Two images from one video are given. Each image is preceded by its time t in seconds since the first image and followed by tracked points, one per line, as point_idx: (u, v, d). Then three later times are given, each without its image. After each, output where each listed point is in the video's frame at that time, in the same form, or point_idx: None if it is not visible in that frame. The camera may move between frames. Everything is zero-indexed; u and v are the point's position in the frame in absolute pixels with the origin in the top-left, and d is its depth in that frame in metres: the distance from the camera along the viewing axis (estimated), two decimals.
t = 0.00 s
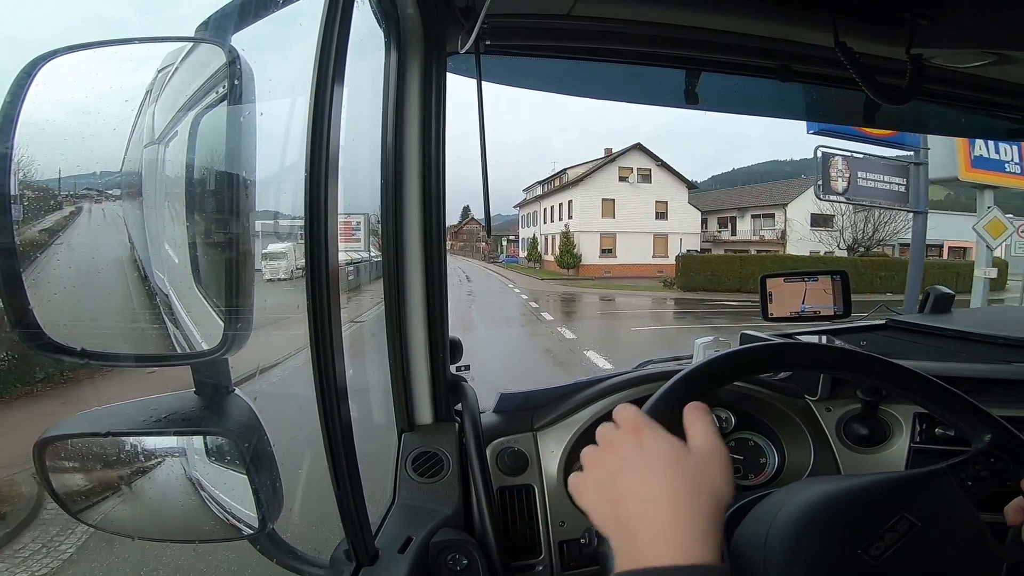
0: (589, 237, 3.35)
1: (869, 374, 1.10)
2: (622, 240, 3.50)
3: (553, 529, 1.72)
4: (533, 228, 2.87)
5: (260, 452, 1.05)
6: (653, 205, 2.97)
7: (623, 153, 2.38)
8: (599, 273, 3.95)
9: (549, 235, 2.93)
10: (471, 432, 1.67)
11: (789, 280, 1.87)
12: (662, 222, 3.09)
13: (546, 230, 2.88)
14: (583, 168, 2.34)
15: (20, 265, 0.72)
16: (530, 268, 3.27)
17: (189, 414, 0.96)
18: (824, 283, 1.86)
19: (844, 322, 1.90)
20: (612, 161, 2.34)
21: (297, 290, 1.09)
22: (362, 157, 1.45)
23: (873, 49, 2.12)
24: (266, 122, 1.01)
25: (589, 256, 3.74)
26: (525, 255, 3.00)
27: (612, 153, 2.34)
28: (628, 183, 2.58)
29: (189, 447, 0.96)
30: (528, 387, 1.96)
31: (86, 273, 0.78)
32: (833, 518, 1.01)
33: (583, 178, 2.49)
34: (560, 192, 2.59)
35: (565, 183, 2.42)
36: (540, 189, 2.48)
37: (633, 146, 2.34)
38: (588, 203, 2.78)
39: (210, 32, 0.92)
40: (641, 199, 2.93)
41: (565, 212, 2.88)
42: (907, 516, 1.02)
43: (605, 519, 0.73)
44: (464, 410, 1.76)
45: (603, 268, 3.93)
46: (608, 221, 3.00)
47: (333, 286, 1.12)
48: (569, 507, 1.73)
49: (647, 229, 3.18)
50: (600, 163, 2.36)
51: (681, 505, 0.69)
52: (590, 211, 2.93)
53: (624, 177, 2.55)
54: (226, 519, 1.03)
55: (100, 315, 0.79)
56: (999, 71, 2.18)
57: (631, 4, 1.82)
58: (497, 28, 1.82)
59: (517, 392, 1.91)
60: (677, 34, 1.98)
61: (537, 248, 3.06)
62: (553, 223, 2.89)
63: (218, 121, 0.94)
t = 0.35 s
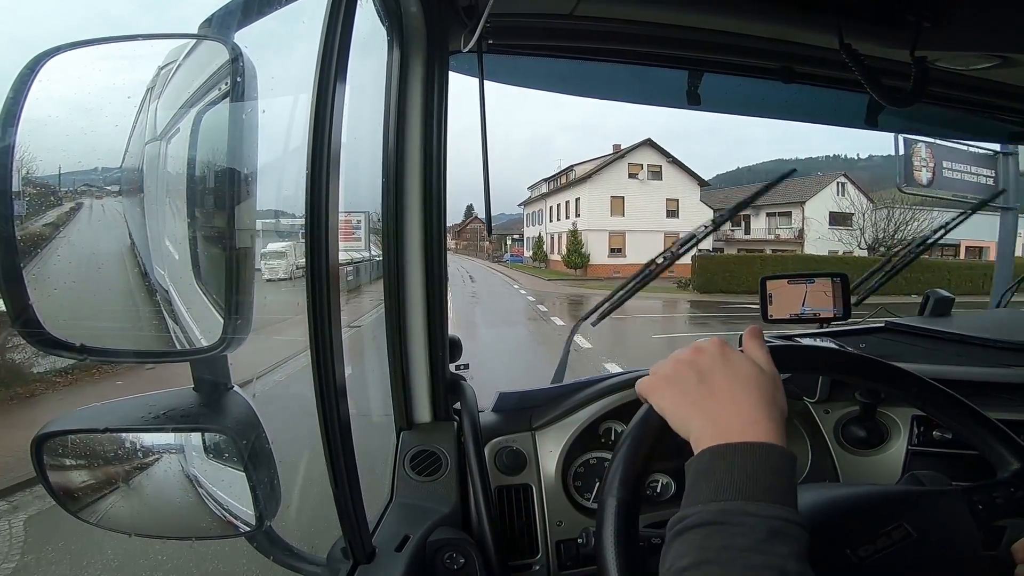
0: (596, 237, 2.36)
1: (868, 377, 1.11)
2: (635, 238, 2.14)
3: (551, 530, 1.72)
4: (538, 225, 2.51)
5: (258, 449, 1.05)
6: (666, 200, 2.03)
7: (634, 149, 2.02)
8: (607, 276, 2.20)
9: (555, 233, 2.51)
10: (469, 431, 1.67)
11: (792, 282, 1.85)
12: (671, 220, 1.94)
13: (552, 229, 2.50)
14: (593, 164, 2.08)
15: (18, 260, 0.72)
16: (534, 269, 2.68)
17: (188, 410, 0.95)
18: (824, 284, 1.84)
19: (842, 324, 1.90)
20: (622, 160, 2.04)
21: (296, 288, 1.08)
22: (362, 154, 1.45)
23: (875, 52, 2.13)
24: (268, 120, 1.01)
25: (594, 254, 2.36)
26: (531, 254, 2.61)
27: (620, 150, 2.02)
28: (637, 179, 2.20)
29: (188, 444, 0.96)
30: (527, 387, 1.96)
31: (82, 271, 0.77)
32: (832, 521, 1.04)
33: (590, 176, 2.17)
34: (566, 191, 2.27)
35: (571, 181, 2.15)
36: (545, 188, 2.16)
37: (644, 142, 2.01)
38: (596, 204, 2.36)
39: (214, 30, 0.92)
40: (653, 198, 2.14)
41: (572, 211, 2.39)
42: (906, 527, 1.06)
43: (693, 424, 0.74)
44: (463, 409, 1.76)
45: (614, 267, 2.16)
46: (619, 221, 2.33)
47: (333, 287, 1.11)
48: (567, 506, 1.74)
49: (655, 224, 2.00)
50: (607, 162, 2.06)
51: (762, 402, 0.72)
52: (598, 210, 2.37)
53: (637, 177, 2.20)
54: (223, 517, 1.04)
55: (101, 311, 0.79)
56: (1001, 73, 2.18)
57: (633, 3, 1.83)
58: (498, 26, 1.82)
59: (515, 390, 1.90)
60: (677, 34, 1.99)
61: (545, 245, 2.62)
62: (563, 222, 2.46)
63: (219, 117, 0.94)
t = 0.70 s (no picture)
0: (606, 236, 2.36)
1: (870, 375, 1.11)
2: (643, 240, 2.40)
3: (553, 528, 1.73)
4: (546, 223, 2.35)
5: (260, 449, 1.04)
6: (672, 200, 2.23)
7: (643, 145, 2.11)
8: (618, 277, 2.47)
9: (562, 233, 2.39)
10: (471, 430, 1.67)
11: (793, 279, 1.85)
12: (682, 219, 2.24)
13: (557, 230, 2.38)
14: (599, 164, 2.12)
15: (19, 262, 0.72)
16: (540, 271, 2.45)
17: (192, 411, 0.95)
18: (825, 281, 1.84)
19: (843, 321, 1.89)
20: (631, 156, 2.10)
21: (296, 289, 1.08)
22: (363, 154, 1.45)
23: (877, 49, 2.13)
24: (268, 120, 1.02)
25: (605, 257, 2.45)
26: (537, 255, 2.42)
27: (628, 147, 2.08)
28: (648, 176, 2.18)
29: (191, 445, 0.95)
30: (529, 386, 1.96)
31: (80, 274, 0.77)
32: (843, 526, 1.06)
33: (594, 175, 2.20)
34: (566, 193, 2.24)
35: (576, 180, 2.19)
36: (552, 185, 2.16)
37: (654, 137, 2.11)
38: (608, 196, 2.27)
39: (213, 31, 0.92)
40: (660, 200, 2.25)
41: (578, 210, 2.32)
42: (907, 534, 1.06)
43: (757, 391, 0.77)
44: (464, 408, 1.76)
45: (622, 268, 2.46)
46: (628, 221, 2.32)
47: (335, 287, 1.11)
48: (569, 504, 1.74)
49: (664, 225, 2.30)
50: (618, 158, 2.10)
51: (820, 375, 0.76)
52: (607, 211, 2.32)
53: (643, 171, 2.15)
54: (226, 517, 1.03)
55: (102, 312, 0.80)
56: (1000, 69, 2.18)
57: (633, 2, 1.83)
58: (498, 25, 1.82)
59: (517, 390, 1.91)
60: (678, 32, 1.99)
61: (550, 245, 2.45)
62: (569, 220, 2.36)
63: (220, 118, 0.94)
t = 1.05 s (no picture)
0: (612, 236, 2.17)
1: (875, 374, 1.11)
2: (653, 240, 2.21)
3: (554, 526, 1.73)
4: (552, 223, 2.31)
5: (262, 447, 1.04)
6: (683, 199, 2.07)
7: (650, 143, 2.07)
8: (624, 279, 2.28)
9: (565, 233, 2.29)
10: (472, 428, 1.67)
11: (795, 277, 1.84)
12: (691, 220, 2.05)
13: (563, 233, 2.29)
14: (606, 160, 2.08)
15: (23, 259, 0.71)
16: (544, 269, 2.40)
17: (193, 409, 0.96)
18: (827, 280, 1.83)
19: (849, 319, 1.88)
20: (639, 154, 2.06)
21: (296, 291, 1.09)
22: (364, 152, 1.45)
23: (883, 49, 2.13)
24: (269, 118, 1.02)
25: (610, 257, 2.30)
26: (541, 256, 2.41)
27: (637, 145, 2.06)
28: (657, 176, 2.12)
29: (193, 441, 0.95)
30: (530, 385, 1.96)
31: (83, 271, 0.77)
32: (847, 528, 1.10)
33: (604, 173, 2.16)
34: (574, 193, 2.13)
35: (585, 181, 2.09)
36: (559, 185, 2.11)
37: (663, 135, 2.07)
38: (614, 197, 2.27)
39: (214, 28, 0.92)
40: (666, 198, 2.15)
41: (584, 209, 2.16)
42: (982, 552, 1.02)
43: (829, 377, 0.78)
44: (466, 406, 1.76)
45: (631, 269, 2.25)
46: (636, 220, 2.15)
47: (336, 285, 1.12)
48: (570, 503, 1.74)
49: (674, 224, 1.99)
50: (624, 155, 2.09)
51: (897, 370, 0.76)
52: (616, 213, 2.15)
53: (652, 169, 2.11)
54: (228, 514, 1.03)
55: (105, 310, 0.80)
56: (1003, 67, 2.17)
57: None
58: (499, 24, 1.82)
59: (518, 387, 1.91)
60: (680, 30, 1.98)
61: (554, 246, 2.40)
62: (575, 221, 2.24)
63: (222, 116, 0.94)
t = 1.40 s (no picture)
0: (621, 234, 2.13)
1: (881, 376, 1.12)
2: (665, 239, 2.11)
3: (556, 526, 1.73)
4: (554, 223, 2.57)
5: (266, 447, 1.05)
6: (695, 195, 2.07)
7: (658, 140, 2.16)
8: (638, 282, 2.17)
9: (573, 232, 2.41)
10: (475, 428, 1.67)
11: (798, 278, 1.87)
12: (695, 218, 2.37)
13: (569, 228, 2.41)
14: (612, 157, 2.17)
15: (28, 257, 0.71)
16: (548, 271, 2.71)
17: (197, 408, 0.96)
18: (831, 280, 1.86)
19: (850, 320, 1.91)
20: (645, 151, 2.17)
21: (299, 291, 1.11)
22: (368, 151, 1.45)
23: (887, 49, 2.13)
24: (273, 118, 1.02)
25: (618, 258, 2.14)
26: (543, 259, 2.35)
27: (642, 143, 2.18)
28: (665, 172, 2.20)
29: (196, 441, 0.95)
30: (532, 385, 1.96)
31: (86, 270, 0.77)
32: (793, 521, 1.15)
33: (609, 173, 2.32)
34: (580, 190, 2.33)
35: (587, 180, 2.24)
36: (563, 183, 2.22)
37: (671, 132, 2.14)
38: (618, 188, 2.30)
39: (219, 29, 0.92)
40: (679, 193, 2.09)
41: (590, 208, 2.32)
42: None
43: (910, 394, 0.82)
44: (468, 406, 1.76)
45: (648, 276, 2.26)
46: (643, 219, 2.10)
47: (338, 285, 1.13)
48: (572, 503, 1.74)
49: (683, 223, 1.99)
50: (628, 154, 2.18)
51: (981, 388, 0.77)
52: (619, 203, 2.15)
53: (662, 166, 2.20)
54: (232, 514, 1.03)
55: (110, 309, 0.80)
56: (1007, 67, 2.16)
57: None
58: (502, 24, 1.82)
59: (523, 386, 1.89)
60: (685, 30, 1.98)
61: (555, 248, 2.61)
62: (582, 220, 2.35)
63: (225, 115, 0.95)
